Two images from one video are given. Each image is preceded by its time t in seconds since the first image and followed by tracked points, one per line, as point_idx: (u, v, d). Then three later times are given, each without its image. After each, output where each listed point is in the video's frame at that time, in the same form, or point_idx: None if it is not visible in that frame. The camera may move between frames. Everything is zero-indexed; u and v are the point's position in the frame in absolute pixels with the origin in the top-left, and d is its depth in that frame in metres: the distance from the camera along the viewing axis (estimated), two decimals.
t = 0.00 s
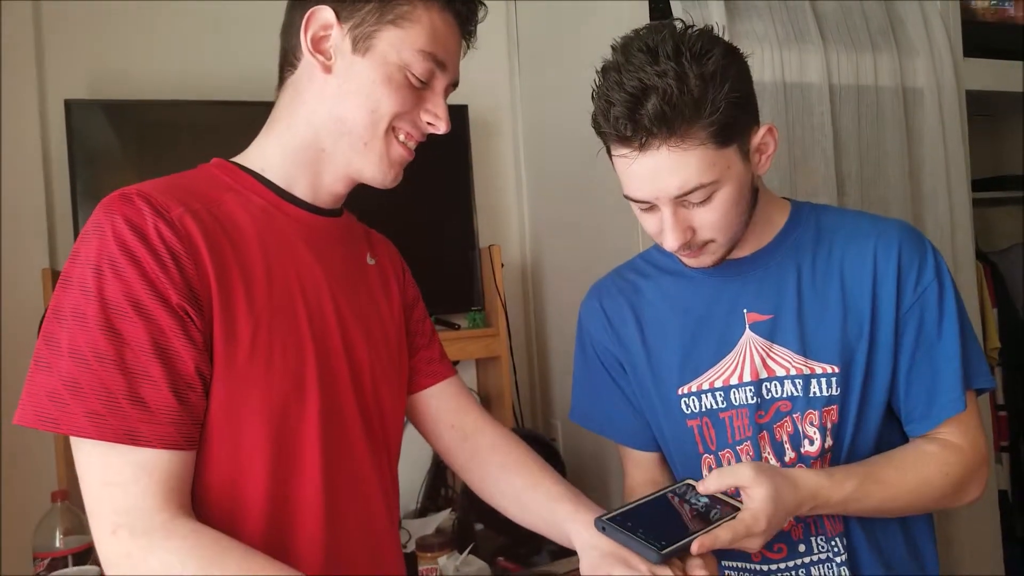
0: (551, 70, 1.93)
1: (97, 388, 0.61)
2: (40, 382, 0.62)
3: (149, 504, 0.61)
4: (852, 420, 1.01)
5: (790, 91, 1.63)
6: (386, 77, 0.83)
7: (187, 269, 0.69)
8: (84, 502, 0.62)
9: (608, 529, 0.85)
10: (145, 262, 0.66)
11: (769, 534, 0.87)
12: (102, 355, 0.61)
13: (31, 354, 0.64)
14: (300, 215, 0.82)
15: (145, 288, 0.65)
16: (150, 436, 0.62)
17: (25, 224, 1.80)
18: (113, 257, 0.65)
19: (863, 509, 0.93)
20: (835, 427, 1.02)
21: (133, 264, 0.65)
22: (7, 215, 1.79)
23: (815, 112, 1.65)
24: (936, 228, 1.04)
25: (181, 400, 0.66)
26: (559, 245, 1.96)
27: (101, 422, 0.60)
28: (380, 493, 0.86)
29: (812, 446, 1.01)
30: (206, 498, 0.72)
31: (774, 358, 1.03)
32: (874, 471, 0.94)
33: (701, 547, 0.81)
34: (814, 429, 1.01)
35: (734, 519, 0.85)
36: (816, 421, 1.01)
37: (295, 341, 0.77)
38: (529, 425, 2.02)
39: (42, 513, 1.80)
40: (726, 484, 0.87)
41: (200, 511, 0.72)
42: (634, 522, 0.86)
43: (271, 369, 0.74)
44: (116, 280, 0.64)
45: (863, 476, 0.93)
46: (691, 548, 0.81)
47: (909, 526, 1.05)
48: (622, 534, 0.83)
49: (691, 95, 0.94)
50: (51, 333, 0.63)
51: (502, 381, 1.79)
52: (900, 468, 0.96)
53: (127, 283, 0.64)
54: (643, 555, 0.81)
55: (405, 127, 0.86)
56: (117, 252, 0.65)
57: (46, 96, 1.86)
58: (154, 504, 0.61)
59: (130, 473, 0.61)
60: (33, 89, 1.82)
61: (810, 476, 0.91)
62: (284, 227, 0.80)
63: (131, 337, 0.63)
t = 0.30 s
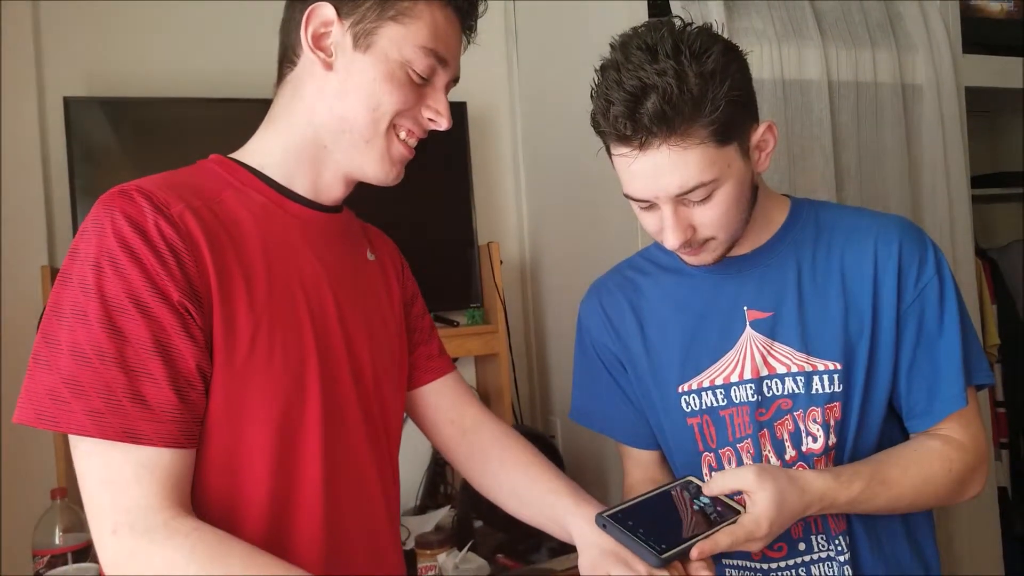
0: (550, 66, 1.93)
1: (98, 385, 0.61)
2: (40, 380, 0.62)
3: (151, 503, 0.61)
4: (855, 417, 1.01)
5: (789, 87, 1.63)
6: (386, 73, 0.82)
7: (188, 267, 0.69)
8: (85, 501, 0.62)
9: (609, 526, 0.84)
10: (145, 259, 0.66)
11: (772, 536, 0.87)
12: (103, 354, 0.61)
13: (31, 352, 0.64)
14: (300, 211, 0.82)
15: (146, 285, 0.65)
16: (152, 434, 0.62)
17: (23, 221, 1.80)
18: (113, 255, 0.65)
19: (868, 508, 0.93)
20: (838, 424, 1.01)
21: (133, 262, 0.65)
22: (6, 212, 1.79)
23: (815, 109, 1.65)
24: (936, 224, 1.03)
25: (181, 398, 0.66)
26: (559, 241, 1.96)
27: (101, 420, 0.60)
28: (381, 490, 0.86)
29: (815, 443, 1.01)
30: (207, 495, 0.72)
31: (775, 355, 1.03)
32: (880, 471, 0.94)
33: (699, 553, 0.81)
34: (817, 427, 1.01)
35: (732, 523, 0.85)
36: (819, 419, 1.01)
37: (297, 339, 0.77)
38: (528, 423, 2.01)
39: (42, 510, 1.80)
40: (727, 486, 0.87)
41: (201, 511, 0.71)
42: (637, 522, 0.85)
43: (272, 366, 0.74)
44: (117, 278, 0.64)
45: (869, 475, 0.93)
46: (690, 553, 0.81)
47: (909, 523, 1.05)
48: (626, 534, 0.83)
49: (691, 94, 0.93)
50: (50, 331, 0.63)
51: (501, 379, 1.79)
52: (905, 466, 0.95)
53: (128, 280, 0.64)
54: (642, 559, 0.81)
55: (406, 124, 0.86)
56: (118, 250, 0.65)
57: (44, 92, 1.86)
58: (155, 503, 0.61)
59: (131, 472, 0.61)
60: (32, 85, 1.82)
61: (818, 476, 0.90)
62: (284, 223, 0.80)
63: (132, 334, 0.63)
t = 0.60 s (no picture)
0: (550, 67, 1.93)
1: (94, 389, 0.60)
2: (36, 383, 0.62)
3: (149, 507, 0.61)
4: (854, 419, 1.01)
5: (787, 87, 1.63)
6: (384, 74, 0.82)
7: (186, 270, 0.69)
8: (82, 505, 0.62)
9: (609, 527, 0.83)
10: (142, 261, 0.66)
11: (772, 547, 0.87)
12: (100, 357, 0.61)
13: (27, 356, 0.63)
14: (298, 212, 0.82)
15: (143, 287, 0.64)
16: (149, 437, 0.62)
17: (20, 223, 1.79)
18: (110, 257, 0.65)
19: (871, 513, 0.93)
20: (838, 426, 1.01)
21: (130, 264, 0.65)
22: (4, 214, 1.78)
23: (812, 109, 1.65)
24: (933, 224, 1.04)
25: (179, 400, 0.65)
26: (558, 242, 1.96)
27: (98, 423, 0.60)
28: (381, 493, 0.86)
29: (814, 446, 1.01)
30: (206, 499, 0.71)
31: (772, 357, 1.03)
32: (882, 475, 0.94)
33: (696, 561, 0.81)
34: (816, 429, 1.01)
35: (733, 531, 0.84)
36: (818, 421, 1.01)
37: (296, 340, 0.76)
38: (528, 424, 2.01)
39: (40, 512, 1.79)
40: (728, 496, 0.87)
41: (201, 516, 0.71)
42: (637, 524, 0.85)
43: (271, 368, 0.74)
44: (113, 280, 0.64)
45: (871, 481, 0.93)
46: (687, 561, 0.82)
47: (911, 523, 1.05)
48: (625, 537, 0.82)
49: (689, 100, 0.93)
50: (47, 334, 0.63)
51: (500, 380, 1.78)
52: (907, 470, 0.95)
53: (125, 282, 0.64)
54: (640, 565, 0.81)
55: (404, 125, 0.86)
56: (114, 252, 0.65)
57: (42, 93, 1.85)
58: (152, 506, 0.61)
59: (128, 475, 0.61)
60: (29, 86, 1.82)
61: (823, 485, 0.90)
62: (282, 224, 0.80)
63: (129, 337, 0.63)
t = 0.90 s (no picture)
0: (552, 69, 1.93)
1: (98, 394, 0.61)
2: (40, 388, 0.62)
3: (153, 511, 0.61)
4: (860, 423, 1.01)
5: (790, 88, 1.63)
6: (386, 79, 0.82)
7: (189, 275, 0.69)
8: (87, 510, 0.62)
9: (612, 526, 0.82)
10: (145, 266, 0.66)
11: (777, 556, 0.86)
12: (103, 362, 0.61)
13: (30, 362, 0.64)
14: (300, 216, 0.83)
15: (146, 292, 0.65)
16: (153, 441, 0.62)
17: (27, 227, 1.81)
18: (112, 262, 0.65)
19: (878, 521, 0.92)
20: (842, 431, 1.01)
21: (133, 269, 0.65)
22: (11, 218, 1.80)
23: (816, 110, 1.64)
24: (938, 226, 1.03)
25: (183, 405, 0.66)
26: (562, 244, 1.96)
27: (102, 428, 0.60)
28: (383, 496, 0.86)
29: (818, 451, 1.00)
30: (210, 502, 0.72)
31: (776, 362, 1.02)
32: (889, 483, 0.93)
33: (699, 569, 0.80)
34: (820, 434, 1.00)
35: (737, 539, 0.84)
36: (822, 426, 1.00)
37: (299, 343, 0.77)
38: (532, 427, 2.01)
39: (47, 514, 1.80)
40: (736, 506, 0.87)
41: (204, 520, 0.71)
42: (640, 524, 0.84)
43: (273, 371, 0.74)
44: (116, 285, 0.64)
45: (878, 488, 0.92)
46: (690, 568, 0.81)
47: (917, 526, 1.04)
48: (627, 537, 0.81)
49: (694, 106, 0.93)
50: (51, 339, 0.63)
51: (504, 383, 1.79)
52: (914, 477, 0.94)
53: (128, 287, 0.64)
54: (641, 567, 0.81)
55: (405, 130, 0.86)
56: (117, 257, 0.65)
57: (48, 98, 1.87)
58: (156, 511, 0.62)
59: (132, 479, 0.62)
60: (35, 91, 1.83)
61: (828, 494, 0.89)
62: (284, 227, 0.81)
63: (133, 342, 0.63)
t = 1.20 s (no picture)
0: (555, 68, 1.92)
1: (101, 395, 0.61)
2: (42, 389, 0.62)
3: (159, 511, 0.61)
4: (859, 425, 1.01)
5: (794, 87, 1.62)
6: (387, 77, 0.82)
7: (191, 275, 0.69)
8: (91, 511, 0.62)
9: (606, 533, 0.84)
10: (146, 266, 0.66)
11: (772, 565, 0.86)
12: (106, 362, 0.61)
13: (32, 362, 0.64)
14: (302, 215, 0.82)
15: (147, 292, 0.65)
16: (157, 441, 0.62)
17: (29, 224, 1.81)
18: (113, 262, 0.65)
19: (873, 528, 0.93)
20: (841, 435, 1.01)
21: (135, 269, 0.65)
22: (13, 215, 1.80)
23: (819, 110, 1.64)
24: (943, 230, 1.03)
25: (187, 404, 0.66)
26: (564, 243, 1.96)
27: (106, 428, 0.60)
28: (385, 496, 0.86)
29: (816, 455, 1.00)
30: (212, 502, 0.72)
31: (776, 364, 1.03)
32: (885, 491, 0.93)
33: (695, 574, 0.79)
34: (818, 437, 1.00)
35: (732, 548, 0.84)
36: (821, 429, 1.00)
37: (300, 342, 0.76)
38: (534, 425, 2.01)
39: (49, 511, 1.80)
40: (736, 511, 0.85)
41: (207, 519, 0.71)
42: (635, 532, 0.85)
43: (275, 370, 0.74)
44: (118, 285, 0.64)
45: (874, 496, 0.92)
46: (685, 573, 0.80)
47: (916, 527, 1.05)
48: (620, 544, 0.82)
49: (704, 108, 0.92)
50: (52, 339, 0.63)
51: (506, 381, 1.79)
52: (910, 486, 0.94)
53: (129, 287, 0.64)
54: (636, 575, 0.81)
55: (406, 128, 0.86)
56: (118, 257, 0.65)
57: (50, 95, 1.86)
58: (162, 511, 0.61)
59: (137, 479, 0.61)
60: (37, 88, 1.83)
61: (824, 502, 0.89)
62: (285, 227, 0.80)
63: (135, 343, 0.63)
